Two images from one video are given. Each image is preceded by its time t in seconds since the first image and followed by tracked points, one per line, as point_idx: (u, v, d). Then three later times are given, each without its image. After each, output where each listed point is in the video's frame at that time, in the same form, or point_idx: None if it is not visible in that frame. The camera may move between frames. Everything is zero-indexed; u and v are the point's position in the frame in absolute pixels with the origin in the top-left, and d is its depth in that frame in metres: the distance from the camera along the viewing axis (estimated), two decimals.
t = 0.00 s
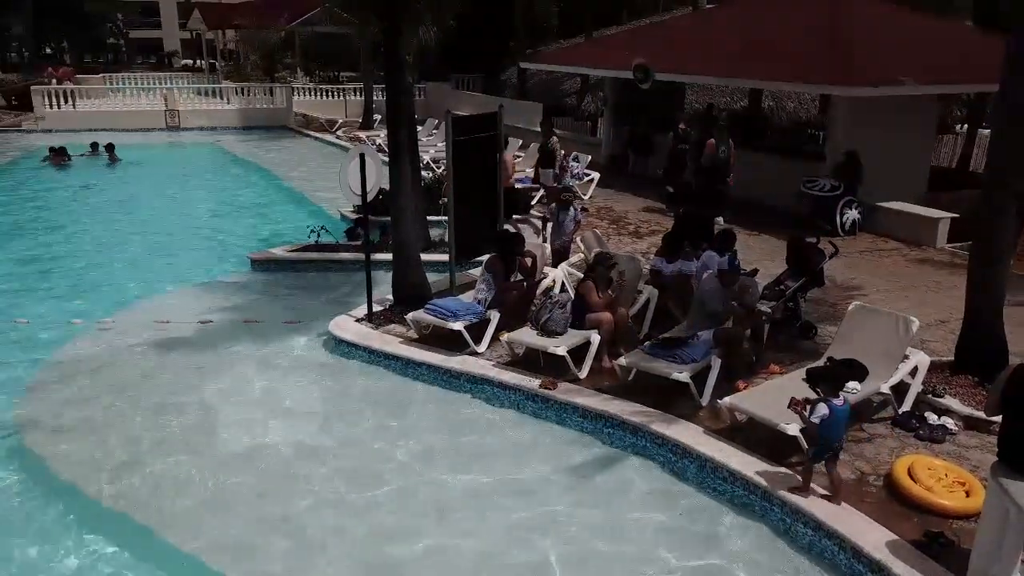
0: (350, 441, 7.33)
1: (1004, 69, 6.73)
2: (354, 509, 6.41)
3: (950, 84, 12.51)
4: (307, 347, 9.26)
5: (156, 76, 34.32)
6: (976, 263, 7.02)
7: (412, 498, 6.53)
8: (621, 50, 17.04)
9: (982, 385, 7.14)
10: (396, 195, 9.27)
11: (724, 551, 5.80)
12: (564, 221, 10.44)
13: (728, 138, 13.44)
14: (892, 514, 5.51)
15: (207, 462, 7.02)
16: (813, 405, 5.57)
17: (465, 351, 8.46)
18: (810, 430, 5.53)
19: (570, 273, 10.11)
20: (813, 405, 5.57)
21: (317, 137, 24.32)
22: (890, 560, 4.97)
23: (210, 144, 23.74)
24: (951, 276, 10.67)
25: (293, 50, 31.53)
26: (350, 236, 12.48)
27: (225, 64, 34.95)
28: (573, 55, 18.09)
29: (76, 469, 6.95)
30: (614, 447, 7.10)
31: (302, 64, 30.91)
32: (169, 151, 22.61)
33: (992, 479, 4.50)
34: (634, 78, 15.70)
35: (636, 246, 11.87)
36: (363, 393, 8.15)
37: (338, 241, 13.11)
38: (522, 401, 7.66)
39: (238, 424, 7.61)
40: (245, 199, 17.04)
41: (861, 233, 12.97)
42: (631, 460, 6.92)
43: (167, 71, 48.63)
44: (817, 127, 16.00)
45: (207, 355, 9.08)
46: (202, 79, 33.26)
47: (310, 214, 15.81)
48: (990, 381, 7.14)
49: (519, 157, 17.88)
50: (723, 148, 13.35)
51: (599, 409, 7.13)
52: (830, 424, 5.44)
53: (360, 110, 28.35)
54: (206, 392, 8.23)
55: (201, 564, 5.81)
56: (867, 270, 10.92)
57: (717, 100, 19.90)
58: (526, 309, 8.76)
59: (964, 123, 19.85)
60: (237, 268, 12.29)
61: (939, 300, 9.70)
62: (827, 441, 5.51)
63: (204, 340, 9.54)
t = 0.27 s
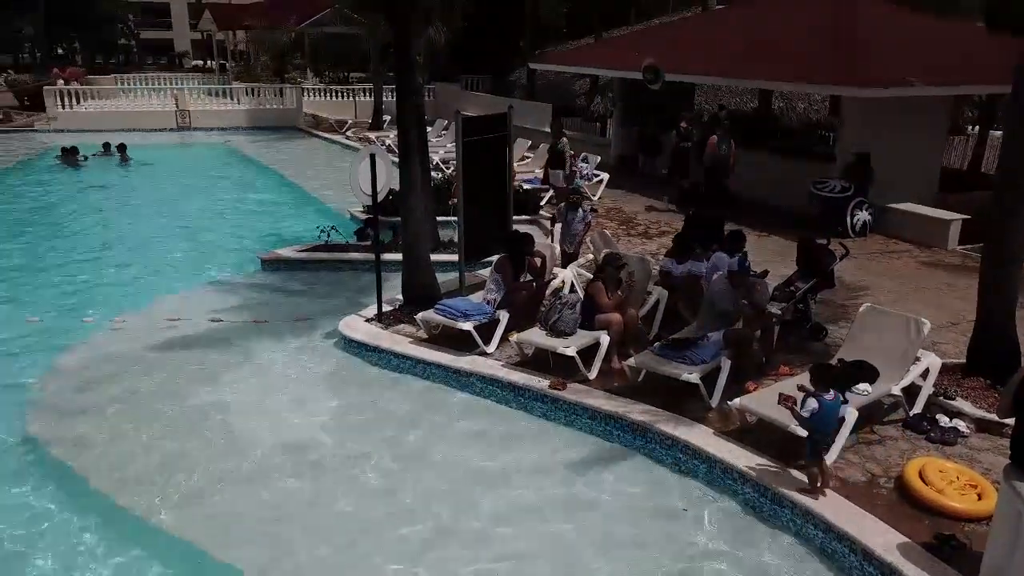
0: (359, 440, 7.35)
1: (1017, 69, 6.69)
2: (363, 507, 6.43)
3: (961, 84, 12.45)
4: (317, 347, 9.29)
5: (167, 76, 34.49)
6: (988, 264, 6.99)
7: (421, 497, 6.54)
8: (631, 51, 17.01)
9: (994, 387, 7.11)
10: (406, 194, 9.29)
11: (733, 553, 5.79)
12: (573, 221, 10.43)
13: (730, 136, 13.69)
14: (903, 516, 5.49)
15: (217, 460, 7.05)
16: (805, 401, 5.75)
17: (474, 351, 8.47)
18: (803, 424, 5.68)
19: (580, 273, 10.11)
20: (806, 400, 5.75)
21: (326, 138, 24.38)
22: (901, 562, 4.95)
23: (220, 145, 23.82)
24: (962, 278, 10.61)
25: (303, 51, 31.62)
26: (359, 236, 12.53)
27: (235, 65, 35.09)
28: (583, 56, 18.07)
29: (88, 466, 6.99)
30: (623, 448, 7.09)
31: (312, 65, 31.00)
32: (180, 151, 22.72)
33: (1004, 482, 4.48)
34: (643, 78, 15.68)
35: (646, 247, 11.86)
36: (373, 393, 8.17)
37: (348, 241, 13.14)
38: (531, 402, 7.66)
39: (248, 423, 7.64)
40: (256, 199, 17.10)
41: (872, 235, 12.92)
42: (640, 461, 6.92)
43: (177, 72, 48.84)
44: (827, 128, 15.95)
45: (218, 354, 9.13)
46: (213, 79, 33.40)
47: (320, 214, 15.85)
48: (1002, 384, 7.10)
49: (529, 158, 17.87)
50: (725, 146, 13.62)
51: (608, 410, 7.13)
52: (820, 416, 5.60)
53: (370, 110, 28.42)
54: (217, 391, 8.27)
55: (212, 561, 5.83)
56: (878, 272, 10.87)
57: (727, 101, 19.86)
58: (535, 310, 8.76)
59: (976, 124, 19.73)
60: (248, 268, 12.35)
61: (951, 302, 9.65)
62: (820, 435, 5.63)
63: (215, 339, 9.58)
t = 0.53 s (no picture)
0: (368, 440, 7.36)
1: None
2: (371, 507, 6.44)
3: (972, 86, 12.39)
4: (326, 347, 9.32)
5: (176, 77, 34.65)
6: (1000, 266, 6.95)
7: (430, 497, 6.55)
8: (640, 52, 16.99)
9: (1007, 390, 7.06)
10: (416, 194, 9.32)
11: (743, 555, 5.77)
12: (581, 222, 10.44)
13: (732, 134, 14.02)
14: (914, 519, 5.47)
15: (227, 459, 7.08)
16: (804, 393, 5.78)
17: (484, 352, 8.48)
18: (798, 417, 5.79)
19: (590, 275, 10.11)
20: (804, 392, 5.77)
21: (336, 139, 24.44)
22: (912, 566, 4.93)
23: (230, 145, 23.91)
24: (973, 280, 10.55)
25: (312, 52, 31.73)
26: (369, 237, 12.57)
27: (245, 67, 35.23)
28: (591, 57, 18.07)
29: (101, 464, 7.04)
30: (633, 449, 7.09)
31: (322, 66, 31.09)
32: (190, 152, 22.82)
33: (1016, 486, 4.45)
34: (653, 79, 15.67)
35: (655, 248, 11.85)
36: (382, 393, 8.19)
37: (357, 242, 13.17)
38: (540, 402, 7.66)
39: (257, 423, 7.67)
40: (266, 199, 17.16)
41: (882, 237, 12.87)
42: (649, 462, 6.91)
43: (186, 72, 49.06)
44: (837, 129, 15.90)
45: (228, 354, 9.16)
46: (223, 80, 33.54)
47: (330, 214, 15.90)
48: (1014, 387, 7.06)
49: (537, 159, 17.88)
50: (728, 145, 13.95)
51: (617, 411, 7.12)
52: (815, 412, 5.68)
53: (379, 112, 28.49)
54: (226, 391, 8.30)
55: (223, 560, 5.86)
56: (888, 274, 10.83)
57: (736, 102, 19.82)
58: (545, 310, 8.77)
59: (988, 126, 19.63)
60: (258, 268, 12.40)
61: (962, 305, 9.60)
62: (815, 428, 5.76)
63: (225, 339, 9.61)
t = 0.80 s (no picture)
0: (377, 442, 7.37)
1: None
2: (380, 508, 6.44)
3: (983, 87, 12.32)
4: (336, 348, 9.33)
5: (186, 79, 34.78)
6: (1012, 269, 6.91)
7: (440, 499, 6.55)
8: (649, 54, 16.96)
9: (1019, 394, 7.02)
10: (426, 196, 9.33)
11: (754, 558, 5.75)
12: (590, 225, 10.42)
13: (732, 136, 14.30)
14: (926, 523, 5.44)
15: (237, 460, 7.09)
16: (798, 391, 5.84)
17: (493, 353, 8.48)
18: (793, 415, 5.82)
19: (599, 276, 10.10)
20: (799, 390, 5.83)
21: (345, 140, 24.50)
22: (924, 571, 4.90)
23: (241, 147, 23.99)
24: (985, 283, 10.49)
25: (322, 54, 31.82)
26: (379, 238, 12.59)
27: (255, 68, 35.36)
28: (600, 58, 18.04)
29: (111, 464, 7.06)
30: (642, 452, 7.07)
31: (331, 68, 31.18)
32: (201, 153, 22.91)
33: None
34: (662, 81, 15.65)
35: (664, 250, 11.84)
36: (391, 395, 8.19)
37: (367, 243, 13.20)
38: (549, 404, 7.65)
39: (267, 423, 7.68)
40: (276, 200, 17.23)
41: (893, 239, 12.81)
42: (659, 465, 6.89)
43: (196, 74, 49.24)
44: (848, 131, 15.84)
45: (238, 355, 9.18)
46: (233, 82, 33.67)
47: (340, 215, 15.93)
48: None
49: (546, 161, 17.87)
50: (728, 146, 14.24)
51: (627, 414, 7.10)
52: (808, 408, 5.71)
53: (388, 113, 28.57)
54: (236, 392, 8.32)
55: (233, 561, 5.87)
56: (899, 276, 10.79)
57: (746, 104, 19.78)
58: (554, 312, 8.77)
59: (999, 127, 19.53)
60: (268, 269, 12.44)
61: (974, 308, 9.55)
62: (811, 426, 5.77)
63: (235, 340, 9.64)
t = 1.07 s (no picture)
0: (387, 443, 7.37)
1: None
2: (389, 510, 6.44)
3: (994, 90, 12.25)
4: (346, 350, 9.34)
5: (196, 81, 34.91)
6: None
7: (450, 501, 6.55)
8: (658, 56, 16.93)
9: None
10: (436, 198, 9.33)
11: (765, 562, 5.73)
12: (600, 229, 10.42)
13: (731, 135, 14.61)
14: (939, 528, 5.42)
15: (247, 461, 7.11)
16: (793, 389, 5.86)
17: (502, 355, 8.47)
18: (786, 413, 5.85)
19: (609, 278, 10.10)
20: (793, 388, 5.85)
21: (354, 142, 24.56)
22: None
23: (250, 148, 24.06)
24: (996, 286, 10.44)
25: (331, 56, 31.93)
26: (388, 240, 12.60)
27: (265, 70, 35.49)
28: (609, 60, 18.03)
29: (123, 465, 7.09)
30: (653, 455, 7.05)
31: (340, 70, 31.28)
32: (210, 155, 22.99)
33: None
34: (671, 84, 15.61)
35: (674, 252, 11.83)
36: (400, 396, 8.20)
37: (376, 244, 13.21)
38: (558, 407, 7.65)
39: (277, 424, 7.70)
40: (285, 202, 17.27)
41: (903, 242, 12.76)
42: (669, 468, 6.88)
43: (205, 76, 49.42)
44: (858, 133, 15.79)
45: (249, 356, 9.21)
46: (242, 84, 33.81)
47: (349, 217, 15.96)
48: None
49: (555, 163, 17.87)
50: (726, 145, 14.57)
51: (637, 416, 7.09)
52: (797, 406, 5.74)
53: (396, 115, 28.63)
54: (247, 393, 8.34)
55: (245, 563, 5.88)
56: (911, 279, 10.75)
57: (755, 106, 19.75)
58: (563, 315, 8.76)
59: (1010, 130, 19.44)
60: (279, 270, 12.47)
61: (985, 311, 9.50)
62: (804, 423, 5.79)
63: (245, 341, 9.66)
